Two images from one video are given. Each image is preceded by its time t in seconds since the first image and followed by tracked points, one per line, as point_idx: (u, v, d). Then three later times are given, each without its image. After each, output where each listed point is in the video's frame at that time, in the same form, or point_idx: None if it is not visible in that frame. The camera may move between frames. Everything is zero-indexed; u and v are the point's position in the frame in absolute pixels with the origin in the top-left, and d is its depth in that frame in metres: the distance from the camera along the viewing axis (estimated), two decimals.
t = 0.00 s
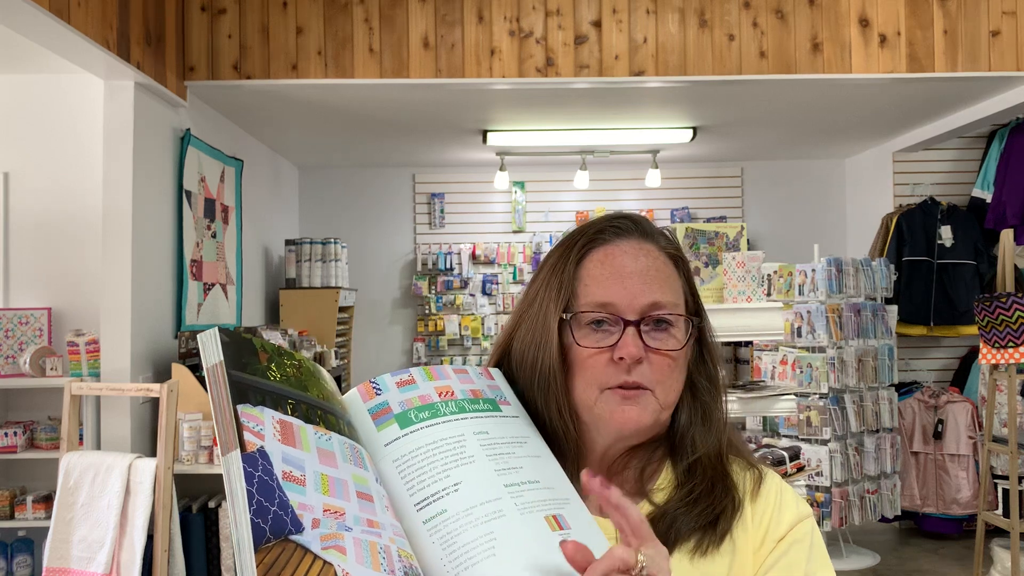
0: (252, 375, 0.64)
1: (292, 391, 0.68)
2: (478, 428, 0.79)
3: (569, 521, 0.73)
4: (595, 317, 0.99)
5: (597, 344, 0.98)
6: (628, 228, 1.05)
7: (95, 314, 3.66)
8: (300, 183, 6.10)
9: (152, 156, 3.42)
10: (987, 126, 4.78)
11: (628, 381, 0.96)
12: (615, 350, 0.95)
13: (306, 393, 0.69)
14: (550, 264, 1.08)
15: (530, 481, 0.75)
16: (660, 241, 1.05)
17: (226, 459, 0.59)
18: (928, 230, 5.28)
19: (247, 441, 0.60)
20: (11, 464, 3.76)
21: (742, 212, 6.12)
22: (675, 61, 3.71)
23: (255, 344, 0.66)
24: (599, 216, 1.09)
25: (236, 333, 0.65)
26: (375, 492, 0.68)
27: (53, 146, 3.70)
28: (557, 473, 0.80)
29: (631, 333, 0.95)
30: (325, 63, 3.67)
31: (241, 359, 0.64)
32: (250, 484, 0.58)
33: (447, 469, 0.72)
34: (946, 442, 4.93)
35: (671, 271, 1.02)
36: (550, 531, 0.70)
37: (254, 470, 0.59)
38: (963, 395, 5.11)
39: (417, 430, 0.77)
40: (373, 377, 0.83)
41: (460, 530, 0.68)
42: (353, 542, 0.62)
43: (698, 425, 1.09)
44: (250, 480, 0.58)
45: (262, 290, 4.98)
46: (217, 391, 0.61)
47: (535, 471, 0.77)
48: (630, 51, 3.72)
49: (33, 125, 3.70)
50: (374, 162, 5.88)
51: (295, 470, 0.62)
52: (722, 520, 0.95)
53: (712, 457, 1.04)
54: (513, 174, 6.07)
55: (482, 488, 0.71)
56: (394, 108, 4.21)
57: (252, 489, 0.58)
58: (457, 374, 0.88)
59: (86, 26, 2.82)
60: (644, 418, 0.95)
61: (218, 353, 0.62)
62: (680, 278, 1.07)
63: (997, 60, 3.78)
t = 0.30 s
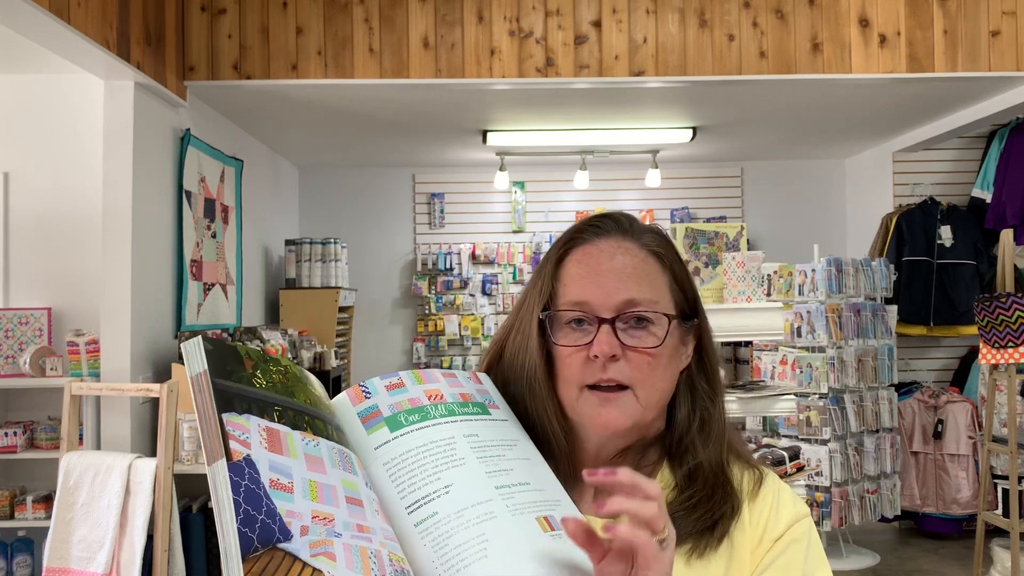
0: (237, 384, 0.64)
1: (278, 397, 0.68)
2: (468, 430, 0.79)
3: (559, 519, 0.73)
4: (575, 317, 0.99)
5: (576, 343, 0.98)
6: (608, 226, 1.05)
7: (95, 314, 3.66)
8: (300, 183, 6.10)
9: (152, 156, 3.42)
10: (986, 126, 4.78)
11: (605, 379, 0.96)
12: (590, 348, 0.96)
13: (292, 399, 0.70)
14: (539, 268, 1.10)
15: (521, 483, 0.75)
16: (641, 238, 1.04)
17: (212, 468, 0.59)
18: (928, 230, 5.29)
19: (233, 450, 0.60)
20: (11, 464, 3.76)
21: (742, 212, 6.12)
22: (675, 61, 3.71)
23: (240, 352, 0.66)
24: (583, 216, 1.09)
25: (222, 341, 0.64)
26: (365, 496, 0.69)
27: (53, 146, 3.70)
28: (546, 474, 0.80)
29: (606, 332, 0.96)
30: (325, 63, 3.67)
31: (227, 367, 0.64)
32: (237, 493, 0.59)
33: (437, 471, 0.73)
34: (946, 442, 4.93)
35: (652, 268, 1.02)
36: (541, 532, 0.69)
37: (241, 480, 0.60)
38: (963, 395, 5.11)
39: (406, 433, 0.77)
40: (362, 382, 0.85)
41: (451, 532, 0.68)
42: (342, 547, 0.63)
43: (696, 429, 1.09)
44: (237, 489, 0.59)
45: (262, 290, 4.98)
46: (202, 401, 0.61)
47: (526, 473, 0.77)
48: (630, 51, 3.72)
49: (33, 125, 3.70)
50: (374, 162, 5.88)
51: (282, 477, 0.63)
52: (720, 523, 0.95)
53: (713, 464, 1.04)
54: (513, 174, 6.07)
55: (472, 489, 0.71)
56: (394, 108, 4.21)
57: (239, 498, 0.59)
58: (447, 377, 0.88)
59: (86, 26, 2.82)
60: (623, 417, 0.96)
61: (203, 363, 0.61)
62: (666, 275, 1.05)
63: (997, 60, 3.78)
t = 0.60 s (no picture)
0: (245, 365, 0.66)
1: (286, 380, 0.70)
2: (471, 423, 0.85)
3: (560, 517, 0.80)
4: (575, 315, 0.99)
5: (577, 342, 0.98)
6: (609, 226, 1.06)
7: (95, 314, 3.66)
8: (300, 183, 6.10)
9: (152, 156, 3.42)
10: (986, 126, 4.78)
11: (606, 377, 0.95)
12: (592, 347, 0.96)
13: (300, 382, 0.72)
14: (540, 267, 1.10)
15: (523, 478, 0.81)
16: (642, 237, 1.04)
17: (216, 448, 0.61)
18: (928, 230, 5.29)
19: (238, 432, 0.62)
20: (11, 464, 3.75)
21: (742, 212, 6.12)
22: (675, 61, 3.71)
23: (249, 334, 0.68)
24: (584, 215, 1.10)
25: (230, 322, 0.66)
26: (368, 482, 0.73)
27: (53, 146, 3.70)
28: (546, 470, 0.87)
29: (606, 330, 0.96)
30: (325, 63, 3.67)
31: (234, 348, 0.65)
32: (242, 475, 0.61)
33: (442, 461, 0.78)
34: (946, 442, 4.94)
35: (652, 267, 1.02)
36: (541, 526, 0.76)
37: (245, 461, 0.62)
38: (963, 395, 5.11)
39: (411, 422, 0.82)
40: (369, 368, 0.88)
41: (453, 521, 0.74)
42: (344, 533, 0.66)
43: (697, 431, 1.11)
44: (241, 472, 0.61)
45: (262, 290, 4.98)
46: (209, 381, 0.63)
47: (526, 468, 0.83)
48: (630, 51, 3.72)
49: (33, 125, 3.70)
50: (374, 162, 5.88)
51: (287, 461, 0.66)
52: (722, 524, 0.95)
53: (714, 465, 1.04)
54: (513, 174, 6.07)
55: (473, 482, 0.77)
56: (394, 109, 4.22)
57: (242, 480, 0.61)
58: (452, 370, 0.93)
59: (86, 26, 2.82)
60: (624, 413, 0.94)
61: (210, 344, 0.63)
62: (666, 272, 1.05)
63: (996, 60, 3.78)
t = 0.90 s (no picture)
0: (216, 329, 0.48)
1: (257, 348, 0.52)
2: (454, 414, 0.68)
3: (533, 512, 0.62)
4: (603, 315, 0.99)
5: (604, 342, 0.98)
6: (637, 228, 1.07)
7: (94, 314, 3.65)
8: (301, 183, 6.10)
9: (152, 156, 3.42)
10: (987, 126, 4.78)
11: (634, 378, 0.94)
12: (621, 347, 0.95)
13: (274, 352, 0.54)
14: (561, 264, 1.10)
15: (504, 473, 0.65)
16: (668, 241, 1.06)
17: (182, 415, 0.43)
18: (928, 230, 5.28)
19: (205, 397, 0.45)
20: (11, 464, 3.75)
21: (742, 212, 6.11)
22: (675, 61, 3.71)
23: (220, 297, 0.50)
24: (612, 216, 1.11)
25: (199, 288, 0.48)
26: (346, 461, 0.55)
27: (53, 146, 3.70)
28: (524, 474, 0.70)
29: (637, 330, 0.95)
30: (325, 63, 3.67)
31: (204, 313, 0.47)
32: (208, 439, 0.44)
33: (422, 442, 0.61)
34: (946, 442, 4.93)
35: (679, 271, 1.02)
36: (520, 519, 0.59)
37: (212, 426, 0.44)
38: (963, 395, 5.11)
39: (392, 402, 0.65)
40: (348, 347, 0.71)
41: (429, 507, 0.56)
42: (318, 507, 0.48)
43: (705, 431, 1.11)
44: (208, 435, 0.44)
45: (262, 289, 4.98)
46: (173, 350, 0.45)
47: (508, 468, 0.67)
48: (630, 51, 3.72)
49: (33, 125, 3.70)
50: (374, 162, 5.88)
51: (257, 429, 0.47)
52: (730, 523, 0.95)
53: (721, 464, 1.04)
54: (513, 174, 6.07)
55: (458, 464, 0.60)
56: (394, 109, 4.22)
57: (209, 444, 0.44)
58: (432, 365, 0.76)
59: (86, 26, 2.82)
60: (650, 414, 0.93)
61: (179, 305, 0.45)
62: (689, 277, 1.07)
63: (997, 60, 3.78)
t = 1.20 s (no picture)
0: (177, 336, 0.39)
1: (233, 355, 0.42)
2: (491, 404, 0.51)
3: (559, 518, 0.46)
4: (610, 309, 0.99)
5: (612, 336, 0.98)
6: (647, 226, 1.08)
7: (94, 314, 3.65)
8: (301, 183, 6.10)
9: (152, 156, 3.42)
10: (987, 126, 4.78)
11: (640, 372, 0.94)
12: (627, 341, 0.95)
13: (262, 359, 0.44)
14: (575, 262, 1.12)
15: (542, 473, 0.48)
16: (678, 240, 1.07)
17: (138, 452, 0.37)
18: (928, 230, 5.28)
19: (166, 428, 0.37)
20: (11, 464, 3.75)
21: (742, 211, 6.11)
22: (675, 61, 3.71)
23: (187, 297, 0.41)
24: (623, 216, 1.12)
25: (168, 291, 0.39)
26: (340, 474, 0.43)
27: (53, 146, 3.70)
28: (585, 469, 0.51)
29: (643, 325, 0.95)
30: (325, 63, 3.67)
31: (170, 322, 0.39)
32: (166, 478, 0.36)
33: (425, 444, 0.46)
34: (946, 442, 4.93)
35: (688, 269, 1.02)
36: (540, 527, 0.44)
37: (174, 461, 0.37)
38: (963, 395, 5.11)
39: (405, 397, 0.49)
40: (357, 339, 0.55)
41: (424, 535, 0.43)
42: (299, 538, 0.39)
43: (714, 434, 1.11)
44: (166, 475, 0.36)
45: (262, 289, 4.98)
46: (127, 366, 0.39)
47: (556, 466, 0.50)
48: (630, 51, 3.72)
49: (33, 125, 3.69)
50: (374, 162, 5.88)
51: (228, 456, 0.39)
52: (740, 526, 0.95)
53: (729, 468, 1.04)
54: (513, 174, 6.07)
55: (466, 471, 0.45)
56: (394, 109, 4.23)
57: (169, 484, 0.36)
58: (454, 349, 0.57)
59: (86, 26, 2.82)
60: (656, 409, 0.93)
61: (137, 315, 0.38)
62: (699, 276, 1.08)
63: (997, 60, 3.78)
